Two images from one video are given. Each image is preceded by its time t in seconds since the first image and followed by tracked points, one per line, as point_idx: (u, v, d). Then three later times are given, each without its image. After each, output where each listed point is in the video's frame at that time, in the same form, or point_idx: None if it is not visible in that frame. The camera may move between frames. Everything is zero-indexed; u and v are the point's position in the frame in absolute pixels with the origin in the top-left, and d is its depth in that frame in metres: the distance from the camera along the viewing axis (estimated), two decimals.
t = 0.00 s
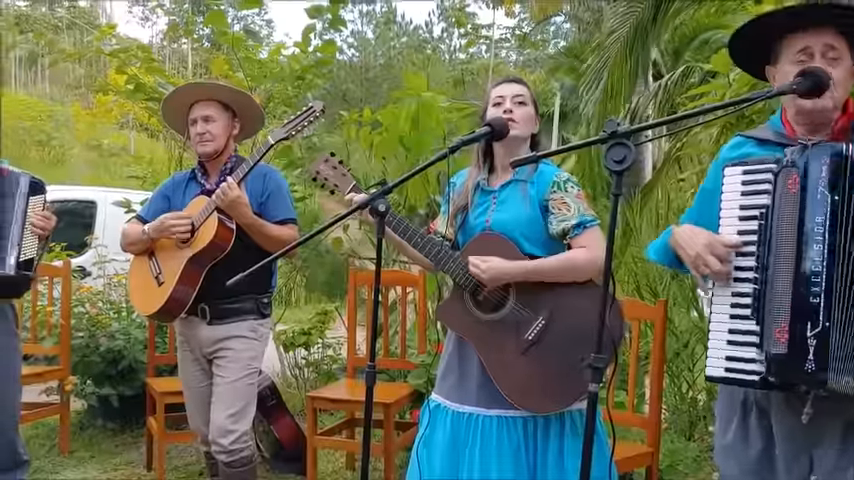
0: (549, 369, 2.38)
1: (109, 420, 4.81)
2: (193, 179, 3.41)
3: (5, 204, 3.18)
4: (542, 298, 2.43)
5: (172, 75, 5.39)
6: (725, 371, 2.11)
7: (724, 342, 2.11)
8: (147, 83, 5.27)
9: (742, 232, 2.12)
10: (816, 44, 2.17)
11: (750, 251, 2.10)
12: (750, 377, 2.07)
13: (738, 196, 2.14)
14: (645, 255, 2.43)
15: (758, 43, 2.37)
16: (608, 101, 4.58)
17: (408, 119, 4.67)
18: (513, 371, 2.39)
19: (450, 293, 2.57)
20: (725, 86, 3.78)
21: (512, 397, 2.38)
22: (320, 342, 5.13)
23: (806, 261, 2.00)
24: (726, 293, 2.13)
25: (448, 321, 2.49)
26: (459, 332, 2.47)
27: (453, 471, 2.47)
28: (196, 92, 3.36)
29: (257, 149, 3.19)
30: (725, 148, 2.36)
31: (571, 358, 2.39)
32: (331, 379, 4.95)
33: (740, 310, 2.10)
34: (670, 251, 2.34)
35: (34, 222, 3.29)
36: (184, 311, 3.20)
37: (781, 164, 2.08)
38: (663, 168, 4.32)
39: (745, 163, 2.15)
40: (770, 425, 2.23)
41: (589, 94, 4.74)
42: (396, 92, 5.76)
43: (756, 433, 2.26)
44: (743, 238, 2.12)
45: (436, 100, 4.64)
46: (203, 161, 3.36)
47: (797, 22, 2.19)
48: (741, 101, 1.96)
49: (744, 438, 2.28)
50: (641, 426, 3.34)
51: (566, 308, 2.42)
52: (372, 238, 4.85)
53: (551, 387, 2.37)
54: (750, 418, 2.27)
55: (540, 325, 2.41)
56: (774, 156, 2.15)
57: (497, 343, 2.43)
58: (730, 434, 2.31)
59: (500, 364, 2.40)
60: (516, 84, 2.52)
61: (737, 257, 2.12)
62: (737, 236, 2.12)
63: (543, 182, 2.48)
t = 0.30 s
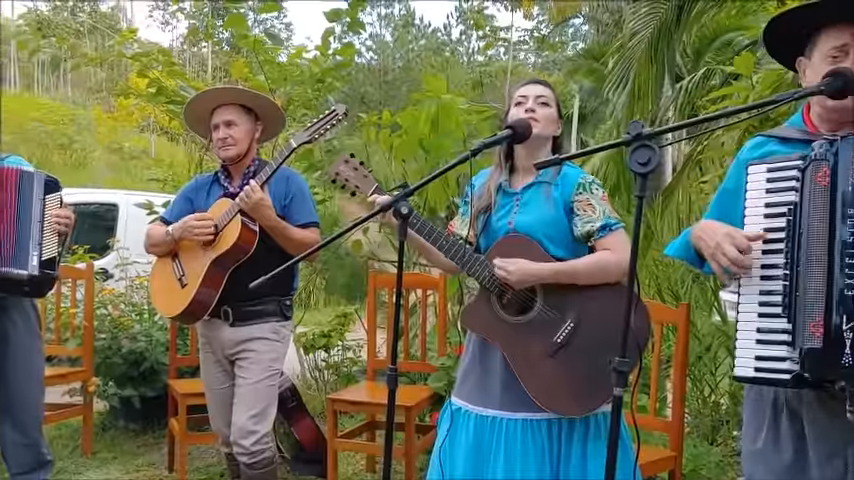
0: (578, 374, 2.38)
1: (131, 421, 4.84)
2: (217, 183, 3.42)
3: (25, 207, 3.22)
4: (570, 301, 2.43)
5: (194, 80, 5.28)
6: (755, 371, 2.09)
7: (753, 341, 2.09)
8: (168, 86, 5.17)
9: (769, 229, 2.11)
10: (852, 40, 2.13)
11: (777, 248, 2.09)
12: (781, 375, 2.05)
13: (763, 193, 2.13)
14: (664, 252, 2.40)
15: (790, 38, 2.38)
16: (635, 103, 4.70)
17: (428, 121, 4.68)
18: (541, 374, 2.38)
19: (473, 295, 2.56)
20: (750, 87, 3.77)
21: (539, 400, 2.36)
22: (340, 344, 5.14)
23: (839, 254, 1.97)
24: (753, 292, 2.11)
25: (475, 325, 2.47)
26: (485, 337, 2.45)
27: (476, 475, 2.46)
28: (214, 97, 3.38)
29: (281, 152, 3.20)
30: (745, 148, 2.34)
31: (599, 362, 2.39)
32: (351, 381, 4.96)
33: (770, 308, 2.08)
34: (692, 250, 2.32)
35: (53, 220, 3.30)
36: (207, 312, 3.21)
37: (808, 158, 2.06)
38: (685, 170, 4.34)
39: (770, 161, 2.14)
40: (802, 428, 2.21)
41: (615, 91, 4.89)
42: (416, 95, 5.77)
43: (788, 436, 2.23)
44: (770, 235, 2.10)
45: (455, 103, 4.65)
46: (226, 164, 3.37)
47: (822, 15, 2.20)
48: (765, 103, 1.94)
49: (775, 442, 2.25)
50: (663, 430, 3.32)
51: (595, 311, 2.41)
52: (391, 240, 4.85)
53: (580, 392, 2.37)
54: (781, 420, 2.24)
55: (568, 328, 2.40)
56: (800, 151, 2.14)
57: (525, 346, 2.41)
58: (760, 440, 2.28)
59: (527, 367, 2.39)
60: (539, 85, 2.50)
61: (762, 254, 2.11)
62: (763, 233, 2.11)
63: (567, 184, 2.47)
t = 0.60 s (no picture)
0: (602, 374, 2.37)
1: (151, 423, 4.87)
2: (238, 186, 3.44)
3: (53, 215, 3.28)
4: (594, 302, 2.42)
5: (212, 83, 5.35)
6: (794, 373, 2.06)
7: (791, 343, 2.07)
8: (190, 89, 5.21)
9: (806, 227, 2.08)
10: None
11: (814, 246, 2.05)
12: (820, 375, 2.01)
13: (799, 194, 2.11)
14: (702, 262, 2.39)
15: (826, 34, 2.30)
16: (657, 103, 4.62)
17: (447, 123, 4.69)
18: (565, 375, 2.37)
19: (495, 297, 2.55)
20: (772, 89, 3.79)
21: (564, 401, 2.36)
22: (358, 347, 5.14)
23: None
24: (791, 292, 2.09)
25: (497, 327, 2.47)
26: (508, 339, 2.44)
27: None
28: (237, 102, 3.39)
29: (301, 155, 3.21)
30: (782, 152, 2.32)
31: (624, 363, 2.38)
32: (369, 383, 4.91)
33: (807, 307, 2.05)
34: (731, 255, 2.31)
35: (79, 229, 3.34)
36: (228, 313, 3.23)
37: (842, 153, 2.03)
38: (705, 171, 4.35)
39: (805, 161, 2.12)
40: (848, 438, 2.18)
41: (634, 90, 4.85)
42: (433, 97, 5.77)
43: (833, 449, 2.19)
44: (807, 234, 2.07)
45: (474, 105, 4.64)
46: (249, 167, 3.38)
47: (843, 18, 2.24)
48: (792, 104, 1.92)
49: (820, 455, 2.22)
50: (685, 434, 3.29)
51: (619, 312, 2.40)
52: (409, 243, 4.85)
53: (605, 393, 2.36)
54: (826, 433, 2.21)
55: (593, 329, 2.40)
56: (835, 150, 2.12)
57: (548, 347, 2.40)
58: (806, 452, 2.24)
59: (551, 368, 2.38)
60: (555, 89, 2.48)
61: (801, 254, 2.07)
62: (800, 231, 2.08)
63: (589, 187, 2.45)
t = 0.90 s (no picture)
0: (619, 375, 2.37)
1: (171, 424, 4.90)
2: (260, 188, 3.45)
3: (81, 218, 3.34)
4: (611, 303, 2.40)
5: (231, 85, 5.38)
6: (834, 389, 2.02)
7: (831, 359, 2.03)
8: (209, 91, 5.30)
9: (841, 240, 2.03)
10: None
11: (849, 258, 2.01)
12: None
13: (833, 205, 2.07)
14: (736, 273, 2.36)
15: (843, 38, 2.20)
16: (673, 104, 4.61)
17: (464, 125, 4.69)
18: (582, 376, 2.37)
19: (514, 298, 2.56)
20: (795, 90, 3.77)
21: (581, 401, 2.36)
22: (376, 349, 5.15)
23: None
24: (828, 306, 2.04)
25: (515, 329, 2.47)
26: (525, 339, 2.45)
27: None
28: (261, 108, 3.34)
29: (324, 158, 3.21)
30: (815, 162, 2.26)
31: (641, 363, 2.36)
32: (387, 385, 4.91)
33: (845, 321, 2.01)
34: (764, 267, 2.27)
35: (106, 231, 3.38)
36: (252, 315, 3.25)
37: None
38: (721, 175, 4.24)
39: (838, 172, 2.07)
40: None
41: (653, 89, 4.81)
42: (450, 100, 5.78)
43: None
44: (843, 246, 2.03)
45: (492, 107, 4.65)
46: (272, 169, 3.40)
47: None
48: (818, 106, 1.89)
49: None
50: (707, 438, 3.27)
51: (636, 312, 2.39)
52: (427, 245, 4.86)
53: (622, 392, 2.35)
54: None
55: (610, 330, 2.39)
56: None
57: (565, 348, 2.40)
58: (847, 467, 2.18)
59: (567, 369, 2.38)
60: (563, 95, 2.46)
61: (837, 267, 2.03)
62: (836, 244, 2.03)
63: (605, 186, 2.45)
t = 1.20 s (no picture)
0: (644, 376, 2.36)
1: (192, 424, 4.94)
2: (287, 189, 3.48)
3: (109, 221, 3.39)
4: (635, 304, 2.40)
5: (249, 88, 5.42)
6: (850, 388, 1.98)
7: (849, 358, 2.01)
8: (230, 94, 5.35)
9: None
10: None
11: None
12: None
13: None
14: (760, 269, 2.35)
15: None
16: (691, 105, 4.60)
17: (483, 127, 4.71)
18: (606, 378, 2.37)
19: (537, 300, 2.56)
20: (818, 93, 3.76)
21: (606, 403, 2.35)
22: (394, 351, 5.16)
23: None
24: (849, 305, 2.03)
25: (538, 331, 2.47)
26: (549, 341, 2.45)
27: None
28: (292, 112, 3.37)
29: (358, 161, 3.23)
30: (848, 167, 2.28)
31: (665, 365, 2.35)
32: (406, 387, 4.92)
33: None
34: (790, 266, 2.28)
35: (132, 237, 3.45)
36: (284, 315, 3.24)
37: None
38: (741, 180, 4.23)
39: None
40: None
41: (672, 89, 4.80)
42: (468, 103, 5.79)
43: None
44: None
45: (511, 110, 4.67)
46: (301, 170, 3.42)
47: None
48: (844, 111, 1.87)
49: None
50: (730, 441, 3.26)
51: (660, 313, 2.39)
52: (446, 247, 4.87)
53: (647, 395, 2.34)
54: None
55: (634, 331, 2.39)
56: None
57: (589, 350, 2.40)
58: None
59: (592, 371, 2.38)
60: (583, 104, 2.46)
61: None
62: None
63: (627, 188, 2.45)
